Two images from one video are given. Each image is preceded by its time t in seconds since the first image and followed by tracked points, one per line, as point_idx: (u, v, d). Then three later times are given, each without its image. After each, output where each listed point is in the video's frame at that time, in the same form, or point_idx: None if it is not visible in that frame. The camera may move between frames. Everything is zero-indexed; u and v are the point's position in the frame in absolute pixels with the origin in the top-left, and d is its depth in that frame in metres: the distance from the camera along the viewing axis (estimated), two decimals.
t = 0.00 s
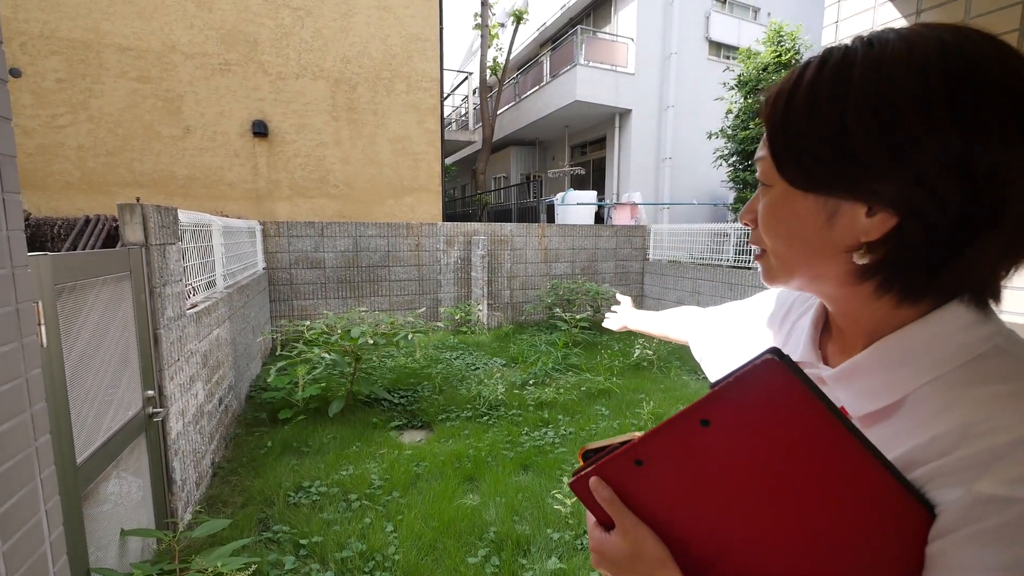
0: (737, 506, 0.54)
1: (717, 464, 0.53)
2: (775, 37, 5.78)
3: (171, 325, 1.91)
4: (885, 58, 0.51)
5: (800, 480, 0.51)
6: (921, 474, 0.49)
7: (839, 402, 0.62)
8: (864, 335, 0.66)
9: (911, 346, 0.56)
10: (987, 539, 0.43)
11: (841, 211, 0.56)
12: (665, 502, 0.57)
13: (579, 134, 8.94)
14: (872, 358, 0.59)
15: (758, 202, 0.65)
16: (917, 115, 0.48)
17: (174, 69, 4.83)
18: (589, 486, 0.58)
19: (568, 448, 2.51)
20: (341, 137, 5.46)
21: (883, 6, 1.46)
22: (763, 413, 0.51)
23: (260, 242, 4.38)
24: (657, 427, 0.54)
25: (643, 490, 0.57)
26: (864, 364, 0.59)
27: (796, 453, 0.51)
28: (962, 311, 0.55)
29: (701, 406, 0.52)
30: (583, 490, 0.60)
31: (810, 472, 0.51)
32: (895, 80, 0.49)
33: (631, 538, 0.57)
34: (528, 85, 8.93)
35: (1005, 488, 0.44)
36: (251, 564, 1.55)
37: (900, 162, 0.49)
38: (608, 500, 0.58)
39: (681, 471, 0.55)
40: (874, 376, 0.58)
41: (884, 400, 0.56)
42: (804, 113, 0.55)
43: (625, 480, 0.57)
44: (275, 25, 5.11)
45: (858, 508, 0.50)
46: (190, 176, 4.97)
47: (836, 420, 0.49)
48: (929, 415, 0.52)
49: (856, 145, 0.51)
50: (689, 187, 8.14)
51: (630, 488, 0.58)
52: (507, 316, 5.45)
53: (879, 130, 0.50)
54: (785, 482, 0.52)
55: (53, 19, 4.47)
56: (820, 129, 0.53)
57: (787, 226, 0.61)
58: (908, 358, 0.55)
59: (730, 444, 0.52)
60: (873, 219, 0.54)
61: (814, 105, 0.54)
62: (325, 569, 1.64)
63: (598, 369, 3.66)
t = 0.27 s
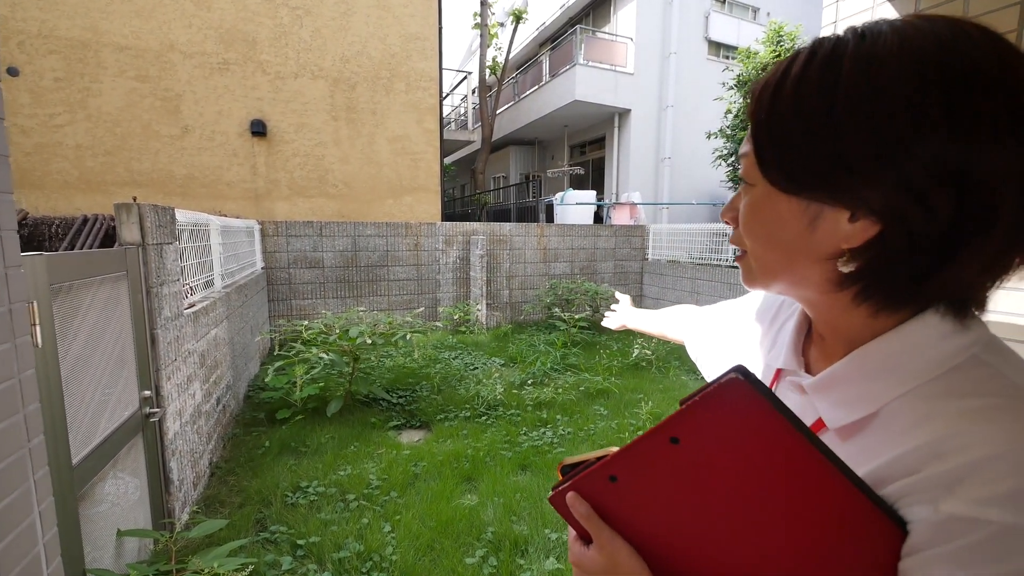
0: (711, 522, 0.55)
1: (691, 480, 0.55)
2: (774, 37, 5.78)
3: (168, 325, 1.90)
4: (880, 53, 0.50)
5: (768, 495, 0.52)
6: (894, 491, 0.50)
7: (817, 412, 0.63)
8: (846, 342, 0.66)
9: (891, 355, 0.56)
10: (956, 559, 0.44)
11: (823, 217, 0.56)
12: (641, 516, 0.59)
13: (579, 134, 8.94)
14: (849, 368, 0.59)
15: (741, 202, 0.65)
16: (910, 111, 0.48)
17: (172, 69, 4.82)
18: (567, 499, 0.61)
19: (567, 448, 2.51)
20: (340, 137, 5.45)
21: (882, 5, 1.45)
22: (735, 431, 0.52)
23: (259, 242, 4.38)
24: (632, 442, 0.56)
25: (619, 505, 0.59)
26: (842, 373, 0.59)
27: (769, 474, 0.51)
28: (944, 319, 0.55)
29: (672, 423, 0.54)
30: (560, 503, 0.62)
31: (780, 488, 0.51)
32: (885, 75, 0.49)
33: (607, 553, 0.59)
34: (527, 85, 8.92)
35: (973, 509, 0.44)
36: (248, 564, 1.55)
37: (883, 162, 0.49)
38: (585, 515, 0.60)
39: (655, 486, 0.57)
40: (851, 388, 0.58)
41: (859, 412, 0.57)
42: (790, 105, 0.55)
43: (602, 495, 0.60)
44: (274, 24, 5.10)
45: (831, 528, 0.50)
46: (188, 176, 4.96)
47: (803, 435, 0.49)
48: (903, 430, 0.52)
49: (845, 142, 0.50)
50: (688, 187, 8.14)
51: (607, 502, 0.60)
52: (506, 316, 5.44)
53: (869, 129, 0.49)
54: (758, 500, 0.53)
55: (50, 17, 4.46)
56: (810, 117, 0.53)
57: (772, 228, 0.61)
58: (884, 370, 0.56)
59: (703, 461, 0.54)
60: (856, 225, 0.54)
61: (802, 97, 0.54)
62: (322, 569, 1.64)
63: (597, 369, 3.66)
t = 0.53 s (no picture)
0: (691, 497, 0.57)
1: (674, 456, 0.58)
2: (774, 36, 5.76)
3: (163, 324, 1.89)
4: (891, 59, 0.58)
5: (742, 470, 0.54)
6: (851, 462, 0.52)
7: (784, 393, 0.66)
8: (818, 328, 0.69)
9: (855, 343, 0.59)
10: (905, 521, 0.46)
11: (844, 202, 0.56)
12: (626, 489, 0.62)
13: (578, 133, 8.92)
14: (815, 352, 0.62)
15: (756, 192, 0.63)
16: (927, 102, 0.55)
17: (170, 68, 4.80)
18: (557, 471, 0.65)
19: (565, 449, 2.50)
20: (338, 136, 5.44)
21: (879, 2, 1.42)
22: (715, 408, 0.55)
23: (256, 242, 4.36)
24: (620, 417, 0.60)
25: (606, 478, 0.63)
26: (808, 358, 0.63)
27: (745, 451, 0.54)
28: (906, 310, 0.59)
29: (659, 399, 0.57)
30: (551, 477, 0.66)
31: (752, 463, 0.54)
32: (896, 76, 0.57)
33: (593, 521, 0.63)
34: (527, 84, 8.90)
35: (917, 470, 0.46)
36: (241, 567, 1.54)
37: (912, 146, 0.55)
38: (572, 486, 0.64)
39: (643, 460, 0.60)
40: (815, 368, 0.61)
41: (822, 392, 0.59)
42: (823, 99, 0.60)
43: (591, 468, 0.63)
44: (272, 23, 5.08)
45: (799, 501, 0.52)
46: (186, 175, 4.94)
47: (775, 412, 0.52)
48: (860, 405, 0.55)
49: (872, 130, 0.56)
50: (688, 187, 8.13)
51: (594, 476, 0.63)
52: (505, 316, 5.43)
53: (891, 120, 0.55)
54: (735, 478, 0.55)
55: (47, 16, 4.44)
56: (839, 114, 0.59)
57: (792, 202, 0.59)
58: (847, 354, 0.59)
59: (684, 437, 0.57)
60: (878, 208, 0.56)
61: (826, 95, 0.61)
62: (316, 572, 1.62)
63: (595, 369, 3.65)
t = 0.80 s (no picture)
0: (679, 462, 0.66)
1: (665, 429, 0.65)
2: (773, 36, 5.74)
3: (153, 326, 1.87)
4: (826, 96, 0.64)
5: (722, 442, 0.62)
6: (805, 430, 0.61)
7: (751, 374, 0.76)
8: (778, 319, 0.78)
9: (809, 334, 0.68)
10: (846, 478, 0.54)
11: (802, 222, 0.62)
12: (624, 459, 0.70)
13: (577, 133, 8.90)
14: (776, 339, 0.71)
15: (731, 225, 0.66)
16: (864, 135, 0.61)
17: (166, 67, 4.78)
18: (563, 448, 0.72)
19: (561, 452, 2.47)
20: (336, 136, 5.41)
21: None
22: (699, 387, 0.62)
23: (253, 242, 4.34)
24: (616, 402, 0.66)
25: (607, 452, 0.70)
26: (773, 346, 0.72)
27: (725, 423, 0.62)
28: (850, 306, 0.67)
29: (651, 386, 0.63)
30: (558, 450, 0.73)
31: (730, 436, 0.62)
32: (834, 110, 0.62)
33: (596, 487, 0.71)
34: (525, 84, 8.87)
35: (851, 434, 0.55)
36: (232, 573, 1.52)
37: (858, 174, 0.60)
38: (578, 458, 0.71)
39: (637, 438, 0.67)
40: (776, 352, 0.71)
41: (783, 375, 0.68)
42: (775, 136, 0.64)
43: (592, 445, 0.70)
44: (269, 22, 5.06)
45: (767, 464, 0.61)
46: (182, 175, 4.92)
47: (750, 392, 0.60)
48: (810, 382, 0.64)
49: (821, 161, 0.61)
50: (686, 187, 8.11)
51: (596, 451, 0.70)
52: (503, 317, 5.41)
53: (838, 153, 0.61)
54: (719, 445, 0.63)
55: (43, 15, 4.42)
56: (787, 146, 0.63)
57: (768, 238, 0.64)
58: (804, 342, 0.67)
59: (674, 413, 0.64)
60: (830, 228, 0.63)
61: (782, 136, 0.64)
62: None
63: (593, 371, 3.62)
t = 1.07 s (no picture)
0: (668, 443, 0.71)
1: (654, 412, 0.70)
2: (772, 34, 5.71)
3: (141, 328, 1.84)
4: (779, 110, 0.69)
5: (706, 421, 0.67)
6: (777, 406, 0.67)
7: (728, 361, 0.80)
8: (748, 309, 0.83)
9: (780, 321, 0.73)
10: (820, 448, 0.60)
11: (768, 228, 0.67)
12: (618, 443, 0.74)
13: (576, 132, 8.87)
14: (751, 329, 0.75)
15: (704, 233, 0.70)
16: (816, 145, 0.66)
17: (162, 65, 4.75)
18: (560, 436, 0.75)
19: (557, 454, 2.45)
20: (333, 135, 5.38)
21: None
22: (682, 374, 0.67)
23: (249, 242, 4.31)
24: (608, 389, 0.70)
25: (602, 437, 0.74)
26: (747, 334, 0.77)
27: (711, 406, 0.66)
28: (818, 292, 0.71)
29: (641, 371, 0.67)
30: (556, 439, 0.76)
31: (712, 416, 0.67)
32: (788, 123, 0.66)
33: (593, 471, 0.74)
34: (524, 83, 8.84)
35: (817, 410, 0.61)
36: None
37: (815, 183, 0.65)
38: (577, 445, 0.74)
39: (627, 422, 0.72)
40: (751, 340, 0.75)
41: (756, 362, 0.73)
42: (740, 148, 0.67)
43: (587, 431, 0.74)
44: (265, 20, 5.03)
45: (748, 442, 0.66)
46: (178, 174, 4.89)
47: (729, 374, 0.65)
48: (781, 366, 0.69)
49: (779, 172, 0.65)
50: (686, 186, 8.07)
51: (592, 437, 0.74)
52: (501, 317, 5.38)
53: (797, 161, 0.65)
54: (703, 427, 0.68)
55: (37, 14, 4.39)
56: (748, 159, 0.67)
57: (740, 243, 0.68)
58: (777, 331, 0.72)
59: (662, 397, 0.69)
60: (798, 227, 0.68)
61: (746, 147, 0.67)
62: None
63: (590, 372, 3.58)
